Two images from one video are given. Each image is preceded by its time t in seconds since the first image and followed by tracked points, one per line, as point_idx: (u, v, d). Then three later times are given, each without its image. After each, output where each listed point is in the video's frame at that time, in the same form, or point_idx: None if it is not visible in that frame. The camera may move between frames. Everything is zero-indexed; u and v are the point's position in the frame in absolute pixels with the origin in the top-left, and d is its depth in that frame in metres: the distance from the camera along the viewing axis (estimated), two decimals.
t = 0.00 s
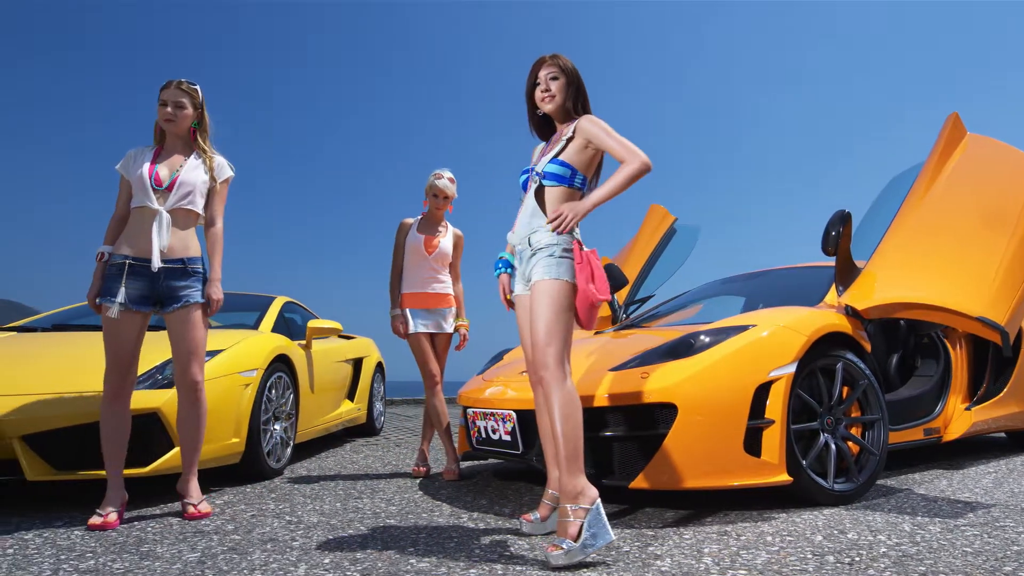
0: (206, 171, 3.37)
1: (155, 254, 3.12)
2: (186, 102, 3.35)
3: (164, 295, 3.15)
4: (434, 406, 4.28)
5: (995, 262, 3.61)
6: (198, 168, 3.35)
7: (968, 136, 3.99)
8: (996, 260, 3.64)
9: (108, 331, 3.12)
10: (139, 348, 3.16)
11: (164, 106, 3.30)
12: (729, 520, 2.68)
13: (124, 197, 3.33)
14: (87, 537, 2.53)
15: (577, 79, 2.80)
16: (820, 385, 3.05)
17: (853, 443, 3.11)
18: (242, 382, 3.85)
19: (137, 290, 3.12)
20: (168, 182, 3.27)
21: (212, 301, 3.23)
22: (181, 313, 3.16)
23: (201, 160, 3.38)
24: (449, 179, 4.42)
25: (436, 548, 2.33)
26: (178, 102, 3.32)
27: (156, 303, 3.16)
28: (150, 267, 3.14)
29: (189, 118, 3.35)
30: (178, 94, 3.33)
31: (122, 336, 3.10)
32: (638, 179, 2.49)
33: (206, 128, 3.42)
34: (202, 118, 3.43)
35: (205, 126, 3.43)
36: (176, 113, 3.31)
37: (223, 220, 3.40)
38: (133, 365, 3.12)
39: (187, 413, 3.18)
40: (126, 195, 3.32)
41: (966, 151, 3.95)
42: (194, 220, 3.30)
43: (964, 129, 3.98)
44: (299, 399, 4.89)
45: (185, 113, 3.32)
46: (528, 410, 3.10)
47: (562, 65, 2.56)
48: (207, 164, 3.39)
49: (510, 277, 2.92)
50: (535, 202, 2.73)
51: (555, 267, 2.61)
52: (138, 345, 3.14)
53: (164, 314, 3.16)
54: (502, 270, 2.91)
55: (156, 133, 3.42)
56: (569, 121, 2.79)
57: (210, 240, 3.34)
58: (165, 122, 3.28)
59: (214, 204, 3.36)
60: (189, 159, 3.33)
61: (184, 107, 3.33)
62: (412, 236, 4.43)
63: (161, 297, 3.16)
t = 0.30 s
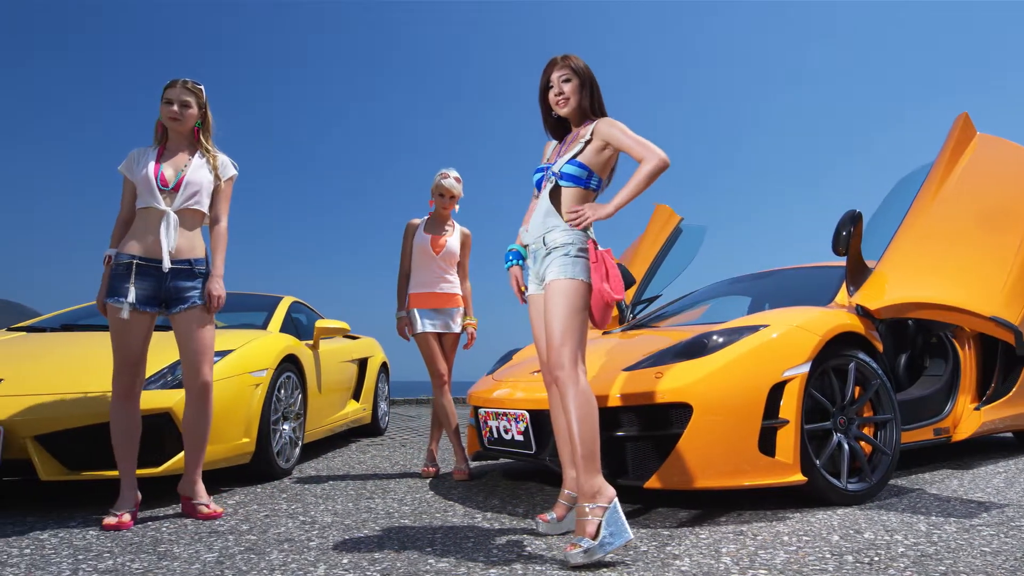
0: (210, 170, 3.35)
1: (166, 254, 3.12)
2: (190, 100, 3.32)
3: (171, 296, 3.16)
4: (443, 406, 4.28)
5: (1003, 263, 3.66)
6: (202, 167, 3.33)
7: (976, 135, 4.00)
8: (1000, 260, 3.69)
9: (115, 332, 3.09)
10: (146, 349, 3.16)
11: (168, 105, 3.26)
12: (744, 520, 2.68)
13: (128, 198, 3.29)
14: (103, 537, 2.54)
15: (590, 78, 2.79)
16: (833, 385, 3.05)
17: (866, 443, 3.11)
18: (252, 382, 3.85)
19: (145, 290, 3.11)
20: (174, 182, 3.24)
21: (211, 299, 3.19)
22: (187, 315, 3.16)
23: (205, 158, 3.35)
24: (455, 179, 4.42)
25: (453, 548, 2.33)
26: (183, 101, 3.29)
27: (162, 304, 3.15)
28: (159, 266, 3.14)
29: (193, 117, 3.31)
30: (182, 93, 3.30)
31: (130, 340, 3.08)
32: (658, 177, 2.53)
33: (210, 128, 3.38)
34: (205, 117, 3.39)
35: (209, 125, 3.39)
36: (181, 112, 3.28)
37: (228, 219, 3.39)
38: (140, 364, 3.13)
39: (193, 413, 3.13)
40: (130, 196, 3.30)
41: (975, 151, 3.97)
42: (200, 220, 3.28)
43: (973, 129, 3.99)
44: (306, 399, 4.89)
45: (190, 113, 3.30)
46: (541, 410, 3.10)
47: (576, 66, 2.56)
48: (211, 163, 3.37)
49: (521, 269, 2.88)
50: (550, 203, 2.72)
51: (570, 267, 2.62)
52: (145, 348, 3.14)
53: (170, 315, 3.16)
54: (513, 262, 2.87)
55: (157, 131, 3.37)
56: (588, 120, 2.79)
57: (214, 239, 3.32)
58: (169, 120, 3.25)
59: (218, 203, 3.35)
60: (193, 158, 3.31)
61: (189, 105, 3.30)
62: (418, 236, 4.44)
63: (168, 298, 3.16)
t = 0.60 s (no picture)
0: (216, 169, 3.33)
1: (184, 258, 3.13)
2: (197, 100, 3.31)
3: (180, 295, 3.13)
4: (452, 406, 4.27)
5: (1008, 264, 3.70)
6: (208, 167, 3.31)
7: (986, 135, 3.99)
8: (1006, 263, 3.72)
9: (124, 330, 3.09)
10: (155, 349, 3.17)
11: (174, 104, 3.24)
12: (759, 520, 2.68)
13: (136, 199, 3.27)
14: (119, 538, 2.54)
15: (604, 79, 2.80)
16: (846, 385, 3.05)
17: (878, 443, 3.11)
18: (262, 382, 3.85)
19: (155, 290, 3.10)
20: (182, 182, 3.23)
21: (209, 297, 3.12)
22: (192, 318, 3.13)
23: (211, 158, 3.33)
24: (461, 178, 4.42)
25: (470, 548, 2.33)
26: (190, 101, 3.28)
27: (170, 304, 3.12)
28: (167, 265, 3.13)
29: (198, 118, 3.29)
30: (189, 93, 3.28)
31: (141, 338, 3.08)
32: (672, 182, 2.55)
33: (215, 128, 3.36)
34: (211, 118, 3.38)
35: (214, 126, 3.37)
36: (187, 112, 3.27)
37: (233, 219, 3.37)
38: (150, 364, 3.12)
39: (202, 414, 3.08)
40: (136, 196, 3.27)
41: (984, 150, 3.96)
42: (206, 220, 3.27)
43: (983, 128, 3.98)
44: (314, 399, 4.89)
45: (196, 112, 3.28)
46: (554, 410, 3.10)
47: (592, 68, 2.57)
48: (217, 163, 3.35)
49: (536, 267, 2.89)
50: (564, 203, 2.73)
51: (583, 267, 2.62)
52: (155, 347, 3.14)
53: (177, 316, 3.13)
54: (528, 260, 2.88)
55: (161, 131, 3.35)
56: (607, 120, 2.80)
57: (219, 238, 3.30)
58: (176, 119, 3.24)
59: (223, 203, 3.33)
60: (199, 158, 3.28)
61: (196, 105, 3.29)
62: (425, 236, 4.43)
63: (176, 298, 3.13)
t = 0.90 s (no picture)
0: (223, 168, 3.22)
1: (189, 257, 3.01)
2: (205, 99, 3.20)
3: (188, 297, 3.02)
4: (460, 405, 4.27)
5: (1015, 264, 3.71)
6: (216, 166, 3.20)
7: (995, 135, 3.98)
8: (1013, 264, 3.74)
9: (133, 330, 2.99)
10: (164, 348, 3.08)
11: (181, 103, 3.14)
12: (773, 520, 2.69)
13: (141, 200, 3.14)
14: (135, 538, 2.54)
15: (618, 81, 2.80)
16: (859, 385, 3.05)
17: (891, 443, 3.12)
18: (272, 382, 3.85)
19: (164, 290, 2.99)
20: (190, 183, 3.12)
21: (216, 297, 3.04)
22: (200, 318, 3.04)
23: (218, 158, 3.23)
24: (468, 178, 4.41)
25: (487, 548, 2.33)
26: (198, 99, 3.17)
27: (179, 306, 3.02)
28: (176, 268, 3.01)
29: (206, 117, 3.19)
30: (197, 92, 3.19)
31: (150, 339, 3.00)
32: (683, 189, 2.54)
33: (222, 127, 3.26)
34: (218, 118, 3.29)
35: (222, 126, 3.28)
36: (195, 112, 3.16)
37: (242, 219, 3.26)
38: (160, 364, 3.04)
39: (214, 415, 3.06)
40: (144, 197, 3.14)
41: (993, 151, 3.96)
42: (215, 220, 3.17)
43: (993, 129, 3.97)
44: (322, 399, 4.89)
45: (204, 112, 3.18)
46: (566, 410, 3.10)
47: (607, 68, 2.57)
48: (224, 163, 3.24)
49: (550, 266, 2.89)
50: (577, 205, 2.74)
51: (597, 270, 2.61)
52: (164, 346, 3.05)
53: (187, 317, 3.03)
54: (542, 260, 2.88)
55: (167, 131, 3.24)
56: (623, 121, 2.81)
57: (227, 239, 3.17)
58: (184, 119, 3.14)
59: (232, 202, 3.22)
60: (207, 158, 3.18)
61: (203, 104, 3.19)
62: (432, 236, 4.43)
63: (185, 300, 3.02)
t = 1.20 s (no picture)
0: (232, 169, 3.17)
1: (191, 257, 2.95)
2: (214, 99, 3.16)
3: (197, 298, 2.99)
4: (469, 405, 4.27)
5: None
6: (225, 166, 3.15)
7: (1004, 134, 3.98)
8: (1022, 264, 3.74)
9: (142, 330, 2.96)
10: (175, 347, 3.04)
11: (190, 104, 3.10)
12: (787, 519, 2.69)
13: (151, 202, 3.11)
14: (150, 538, 2.54)
15: (633, 82, 2.80)
16: (871, 385, 3.05)
17: (903, 442, 3.12)
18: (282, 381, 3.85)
19: (173, 291, 2.96)
20: (200, 184, 3.08)
21: (224, 297, 3.00)
22: (210, 319, 3.00)
23: (227, 158, 3.18)
24: (476, 178, 4.41)
25: (503, 548, 2.33)
26: (207, 100, 3.12)
27: (187, 307, 2.99)
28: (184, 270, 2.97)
29: (216, 118, 3.14)
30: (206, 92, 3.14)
31: (159, 339, 2.96)
32: (691, 197, 2.53)
33: (231, 128, 3.22)
34: (227, 118, 3.23)
35: (231, 126, 3.23)
36: (205, 112, 3.11)
37: (252, 219, 3.21)
38: (171, 363, 3.01)
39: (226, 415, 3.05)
40: (154, 198, 3.11)
41: (1002, 150, 3.96)
42: (225, 222, 3.13)
43: (1001, 128, 3.97)
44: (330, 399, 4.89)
45: (214, 113, 3.14)
46: (578, 410, 3.10)
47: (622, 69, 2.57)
48: (234, 163, 3.19)
49: (563, 267, 2.89)
50: (591, 206, 2.74)
51: (611, 271, 2.61)
52: (175, 346, 3.01)
53: (196, 319, 3.00)
54: (555, 260, 2.89)
55: (177, 131, 3.19)
56: (637, 123, 2.81)
57: (236, 240, 3.11)
58: (193, 120, 3.08)
59: (241, 203, 3.17)
60: (217, 158, 3.14)
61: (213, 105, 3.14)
62: (440, 236, 4.42)
63: (194, 301, 2.99)
